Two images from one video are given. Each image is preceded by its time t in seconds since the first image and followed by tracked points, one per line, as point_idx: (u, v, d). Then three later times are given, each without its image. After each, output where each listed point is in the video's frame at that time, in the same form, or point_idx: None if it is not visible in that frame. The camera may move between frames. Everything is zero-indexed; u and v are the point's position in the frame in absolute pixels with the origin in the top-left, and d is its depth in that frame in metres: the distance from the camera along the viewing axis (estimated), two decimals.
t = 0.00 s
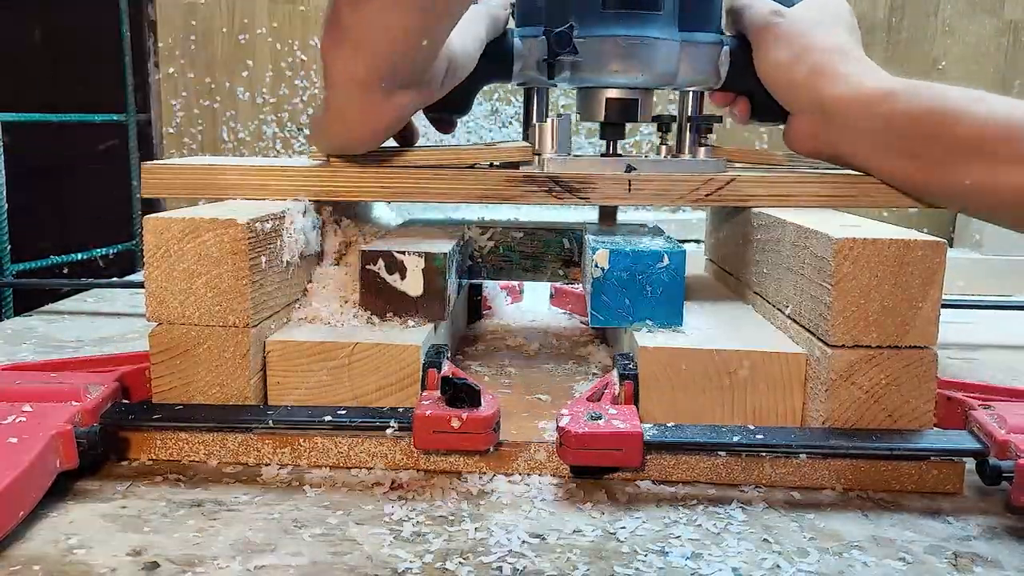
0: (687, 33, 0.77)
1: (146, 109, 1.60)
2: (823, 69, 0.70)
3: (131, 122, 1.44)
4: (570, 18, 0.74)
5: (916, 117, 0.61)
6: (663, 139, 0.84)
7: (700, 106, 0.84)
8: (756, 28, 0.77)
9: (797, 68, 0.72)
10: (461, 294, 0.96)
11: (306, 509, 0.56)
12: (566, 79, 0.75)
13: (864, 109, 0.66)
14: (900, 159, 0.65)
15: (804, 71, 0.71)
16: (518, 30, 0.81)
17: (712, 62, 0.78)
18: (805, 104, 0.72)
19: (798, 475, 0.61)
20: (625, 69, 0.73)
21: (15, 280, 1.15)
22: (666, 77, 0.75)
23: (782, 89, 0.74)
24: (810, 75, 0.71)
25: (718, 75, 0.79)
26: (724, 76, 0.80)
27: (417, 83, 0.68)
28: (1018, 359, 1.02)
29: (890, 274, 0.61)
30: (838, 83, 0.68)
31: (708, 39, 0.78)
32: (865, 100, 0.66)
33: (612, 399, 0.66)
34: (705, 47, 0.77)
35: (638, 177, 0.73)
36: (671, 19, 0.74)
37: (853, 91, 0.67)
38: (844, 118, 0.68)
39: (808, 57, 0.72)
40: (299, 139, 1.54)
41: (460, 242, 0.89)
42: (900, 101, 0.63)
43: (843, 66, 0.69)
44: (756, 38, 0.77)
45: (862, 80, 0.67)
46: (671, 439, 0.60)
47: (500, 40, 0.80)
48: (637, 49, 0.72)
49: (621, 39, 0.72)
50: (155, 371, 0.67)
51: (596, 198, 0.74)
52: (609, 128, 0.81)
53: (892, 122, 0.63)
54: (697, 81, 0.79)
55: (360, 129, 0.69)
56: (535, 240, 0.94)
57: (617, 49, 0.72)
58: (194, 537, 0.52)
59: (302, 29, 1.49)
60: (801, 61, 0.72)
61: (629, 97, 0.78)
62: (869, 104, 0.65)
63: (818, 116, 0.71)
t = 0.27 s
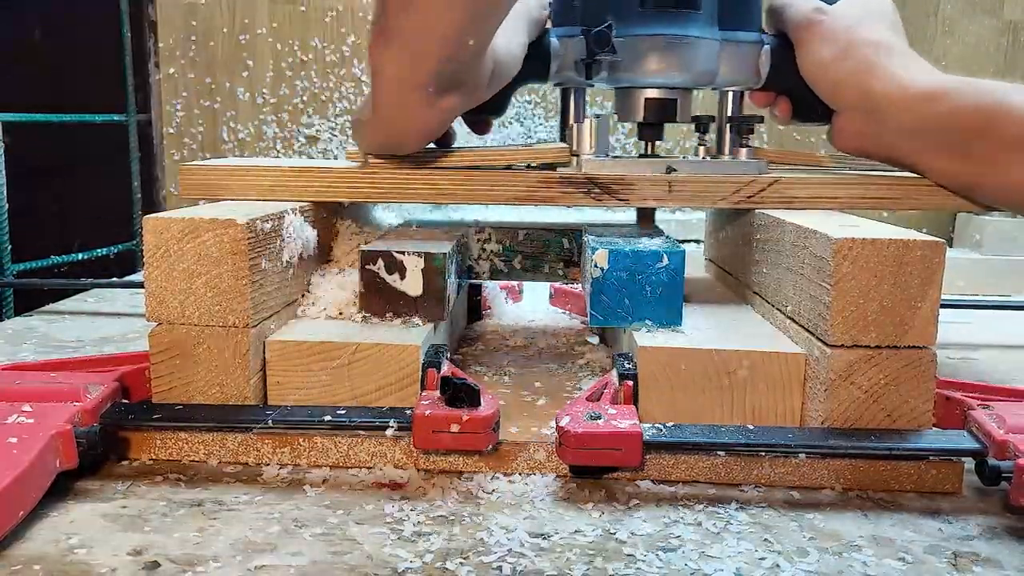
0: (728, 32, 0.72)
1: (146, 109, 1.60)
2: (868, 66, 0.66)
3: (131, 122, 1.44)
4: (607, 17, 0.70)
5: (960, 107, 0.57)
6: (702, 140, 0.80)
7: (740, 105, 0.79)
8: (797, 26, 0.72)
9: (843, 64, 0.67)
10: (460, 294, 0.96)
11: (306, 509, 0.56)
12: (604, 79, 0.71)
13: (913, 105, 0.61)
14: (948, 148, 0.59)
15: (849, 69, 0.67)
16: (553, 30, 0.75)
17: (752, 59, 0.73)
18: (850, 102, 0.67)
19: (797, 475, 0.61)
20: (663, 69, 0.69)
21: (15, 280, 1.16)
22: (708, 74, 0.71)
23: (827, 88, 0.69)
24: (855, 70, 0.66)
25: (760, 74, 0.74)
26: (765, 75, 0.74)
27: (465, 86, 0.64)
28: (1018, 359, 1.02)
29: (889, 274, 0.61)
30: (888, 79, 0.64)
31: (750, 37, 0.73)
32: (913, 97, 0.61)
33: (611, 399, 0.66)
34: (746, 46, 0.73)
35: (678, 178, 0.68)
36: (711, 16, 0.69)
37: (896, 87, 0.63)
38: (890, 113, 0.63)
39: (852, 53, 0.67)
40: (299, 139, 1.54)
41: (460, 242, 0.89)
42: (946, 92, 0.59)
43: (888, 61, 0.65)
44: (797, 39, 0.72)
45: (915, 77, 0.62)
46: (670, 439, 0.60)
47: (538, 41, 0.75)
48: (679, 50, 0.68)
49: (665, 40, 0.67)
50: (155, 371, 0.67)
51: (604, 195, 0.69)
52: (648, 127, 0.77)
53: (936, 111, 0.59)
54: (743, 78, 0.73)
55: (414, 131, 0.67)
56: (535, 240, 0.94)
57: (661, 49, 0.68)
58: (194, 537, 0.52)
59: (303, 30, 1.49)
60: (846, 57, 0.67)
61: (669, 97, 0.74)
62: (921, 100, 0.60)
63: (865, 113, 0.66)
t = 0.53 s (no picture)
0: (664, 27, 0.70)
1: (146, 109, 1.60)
2: (812, 60, 0.65)
3: (131, 122, 1.44)
4: (538, 12, 0.69)
5: (904, 102, 0.56)
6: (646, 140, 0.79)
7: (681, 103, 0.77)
8: (736, 21, 0.72)
9: (782, 58, 0.67)
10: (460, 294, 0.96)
11: (306, 509, 0.57)
12: (536, 74, 0.71)
13: (857, 98, 0.60)
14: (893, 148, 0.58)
15: (789, 62, 0.66)
16: (484, 25, 0.74)
17: (691, 57, 0.72)
18: (790, 95, 0.66)
19: (797, 475, 0.61)
20: (597, 65, 0.68)
21: (15, 280, 1.16)
22: (645, 71, 0.70)
23: (767, 82, 0.68)
24: (795, 64, 0.66)
25: (697, 74, 0.73)
26: (702, 73, 0.74)
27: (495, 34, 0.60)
28: (1018, 359, 1.02)
29: (889, 274, 0.61)
30: (827, 74, 0.63)
31: (688, 34, 0.71)
32: (856, 91, 0.60)
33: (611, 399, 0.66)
34: (684, 45, 0.71)
35: (605, 178, 0.65)
36: (644, 11, 0.68)
37: (841, 83, 0.62)
38: (829, 106, 0.62)
39: (792, 48, 0.67)
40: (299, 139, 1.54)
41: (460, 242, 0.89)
42: (891, 87, 0.58)
43: (830, 59, 0.64)
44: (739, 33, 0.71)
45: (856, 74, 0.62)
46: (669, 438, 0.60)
47: (465, 34, 0.73)
48: (609, 46, 0.67)
49: (604, 38, 0.67)
50: (155, 371, 0.67)
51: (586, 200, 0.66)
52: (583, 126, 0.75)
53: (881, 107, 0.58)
54: (680, 77, 0.72)
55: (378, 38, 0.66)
56: (534, 240, 0.94)
57: (595, 47, 0.67)
58: (195, 537, 0.52)
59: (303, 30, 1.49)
60: (783, 52, 0.67)
61: (603, 95, 0.72)
62: (865, 93, 0.59)
63: (803, 108, 0.65)
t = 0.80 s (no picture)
0: (733, 28, 0.72)
1: (147, 109, 1.60)
2: (879, 61, 0.64)
3: (131, 122, 1.44)
4: (607, 12, 0.71)
5: (973, 104, 0.54)
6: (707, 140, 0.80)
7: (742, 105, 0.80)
8: (806, 22, 0.71)
9: (849, 61, 0.66)
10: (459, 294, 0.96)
11: (306, 509, 0.57)
12: (604, 74, 0.72)
13: (918, 101, 0.59)
14: (949, 153, 0.58)
15: (858, 64, 0.65)
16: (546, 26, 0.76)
17: (758, 56, 0.74)
18: (857, 96, 0.65)
19: (796, 475, 0.62)
20: (664, 65, 0.70)
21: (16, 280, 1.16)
22: (715, 71, 0.71)
23: (836, 84, 0.68)
24: (867, 64, 0.65)
25: (764, 73, 0.74)
26: (770, 72, 0.75)
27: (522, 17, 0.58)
28: (1018, 359, 1.02)
29: (887, 274, 0.61)
30: (897, 75, 0.62)
31: (754, 34, 0.73)
32: (921, 92, 0.59)
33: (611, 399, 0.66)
34: (750, 44, 0.73)
35: (674, 180, 0.67)
36: (715, 12, 0.70)
37: (908, 82, 0.61)
38: (894, 109, 0.62)
39: (863, 50, 0.66)
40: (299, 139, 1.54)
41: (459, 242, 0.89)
42: (957, 89, 0.56)
43: (902, 58, 0.63)
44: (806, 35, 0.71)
45: (926, 74, 0.60)
46: (668, 438, 0.60)
47: (528, 34, 0.75)
48: (678, 45, 0.69)
49: (672, 37, 0.69)
50: (154, 371, 0.67)
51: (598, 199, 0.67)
52: (646, 127, 0.77)
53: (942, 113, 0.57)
54: (743, 77, 0.73)
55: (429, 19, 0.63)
56: (533, 240, 0.94)
57: (662, 47, 0.69)
58: (195, 536, 0.52)
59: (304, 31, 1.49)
60: (852, 54, 0.66)
61: (670, 95, 0.73)
62: (926, 96, 0.59)
63: (872, 109, 0.64)
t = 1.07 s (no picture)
0: (698, 25, 0.72)
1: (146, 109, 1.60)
2: (849, 59, 0.64)
3: (131, 121, 1.44)
4: (567, 9, 0.70)
5: (944, 105, 0.55)
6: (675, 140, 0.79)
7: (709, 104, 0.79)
8: (772, 19, 0.70)
9: (819, 58, 0.65)
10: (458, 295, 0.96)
11: (306, 509, 0.57)
12: (565, 73, 0.71)
13: (888, 100, 0.60)
14: (926, 152, 0.58)
15: (827, 62, 0.65)
16: (508, 22, 0.76)
17: (724, 55, 0.74)
18: (825, 94, 0.65)
19: (793, 474, 0.62)
20: (628, 63, 0.69)
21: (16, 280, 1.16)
22: (680, 69, 0.71)
23: (803, 81, 0.67)
24: (835, 62, 0.64)
25: (729, 71, 0.74)
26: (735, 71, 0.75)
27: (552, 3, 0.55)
28: (1016, 359, 1.03)
29: (885, 275, 0.62)
30: (866, 72, 0.62)
31: (720, 31, 0.73)
32: (892, 92, 0.59)
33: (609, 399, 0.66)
34: (714, 41, 0.73)
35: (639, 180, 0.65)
36: (678, 10, 0.70)
37: (880, 81, 0.61)
38: (864, 107, 0.62)
39: (831, 46, 0.65)
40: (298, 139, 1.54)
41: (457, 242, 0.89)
42: (929, 89, 0.57)
43: (871, 56, 0.63)
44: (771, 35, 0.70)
45: (894, 72, 0.61)
46: (666, 438, 0.60)
47: (492, 31, 0.75)
48: (639, 43, 0.68)
49: (627, 33, 0.68)
50: (151, 371, 0.67)
51: (559, 198, 0.65)
52: (612, 127, 0.76)
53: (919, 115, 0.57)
54: (708, 75, 0.73)
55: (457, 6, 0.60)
56: (531, 240, 0.95)
57: (625, 43, 0.68)
58: (196, 536, 0.52)
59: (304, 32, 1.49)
60: (820, 51, 0.65)
61: (634, 93, 0.73)
62: (898, 95, 0.59)
63: (843, 107, 0.64)
